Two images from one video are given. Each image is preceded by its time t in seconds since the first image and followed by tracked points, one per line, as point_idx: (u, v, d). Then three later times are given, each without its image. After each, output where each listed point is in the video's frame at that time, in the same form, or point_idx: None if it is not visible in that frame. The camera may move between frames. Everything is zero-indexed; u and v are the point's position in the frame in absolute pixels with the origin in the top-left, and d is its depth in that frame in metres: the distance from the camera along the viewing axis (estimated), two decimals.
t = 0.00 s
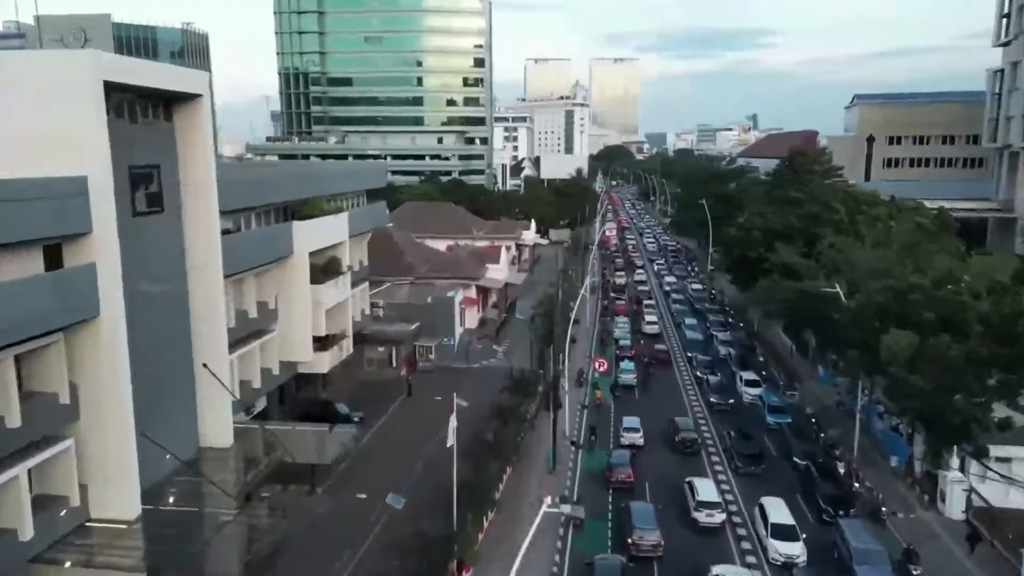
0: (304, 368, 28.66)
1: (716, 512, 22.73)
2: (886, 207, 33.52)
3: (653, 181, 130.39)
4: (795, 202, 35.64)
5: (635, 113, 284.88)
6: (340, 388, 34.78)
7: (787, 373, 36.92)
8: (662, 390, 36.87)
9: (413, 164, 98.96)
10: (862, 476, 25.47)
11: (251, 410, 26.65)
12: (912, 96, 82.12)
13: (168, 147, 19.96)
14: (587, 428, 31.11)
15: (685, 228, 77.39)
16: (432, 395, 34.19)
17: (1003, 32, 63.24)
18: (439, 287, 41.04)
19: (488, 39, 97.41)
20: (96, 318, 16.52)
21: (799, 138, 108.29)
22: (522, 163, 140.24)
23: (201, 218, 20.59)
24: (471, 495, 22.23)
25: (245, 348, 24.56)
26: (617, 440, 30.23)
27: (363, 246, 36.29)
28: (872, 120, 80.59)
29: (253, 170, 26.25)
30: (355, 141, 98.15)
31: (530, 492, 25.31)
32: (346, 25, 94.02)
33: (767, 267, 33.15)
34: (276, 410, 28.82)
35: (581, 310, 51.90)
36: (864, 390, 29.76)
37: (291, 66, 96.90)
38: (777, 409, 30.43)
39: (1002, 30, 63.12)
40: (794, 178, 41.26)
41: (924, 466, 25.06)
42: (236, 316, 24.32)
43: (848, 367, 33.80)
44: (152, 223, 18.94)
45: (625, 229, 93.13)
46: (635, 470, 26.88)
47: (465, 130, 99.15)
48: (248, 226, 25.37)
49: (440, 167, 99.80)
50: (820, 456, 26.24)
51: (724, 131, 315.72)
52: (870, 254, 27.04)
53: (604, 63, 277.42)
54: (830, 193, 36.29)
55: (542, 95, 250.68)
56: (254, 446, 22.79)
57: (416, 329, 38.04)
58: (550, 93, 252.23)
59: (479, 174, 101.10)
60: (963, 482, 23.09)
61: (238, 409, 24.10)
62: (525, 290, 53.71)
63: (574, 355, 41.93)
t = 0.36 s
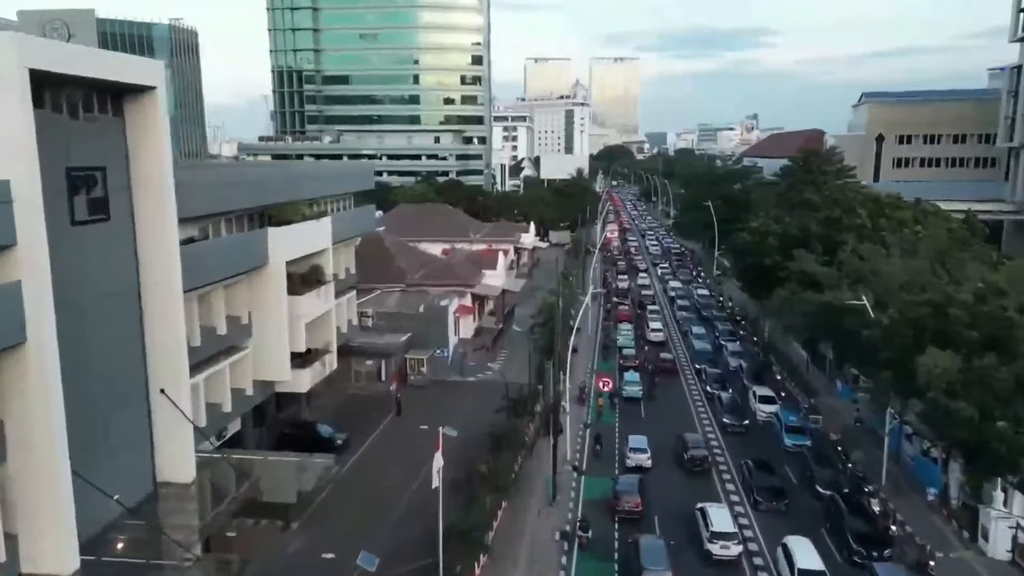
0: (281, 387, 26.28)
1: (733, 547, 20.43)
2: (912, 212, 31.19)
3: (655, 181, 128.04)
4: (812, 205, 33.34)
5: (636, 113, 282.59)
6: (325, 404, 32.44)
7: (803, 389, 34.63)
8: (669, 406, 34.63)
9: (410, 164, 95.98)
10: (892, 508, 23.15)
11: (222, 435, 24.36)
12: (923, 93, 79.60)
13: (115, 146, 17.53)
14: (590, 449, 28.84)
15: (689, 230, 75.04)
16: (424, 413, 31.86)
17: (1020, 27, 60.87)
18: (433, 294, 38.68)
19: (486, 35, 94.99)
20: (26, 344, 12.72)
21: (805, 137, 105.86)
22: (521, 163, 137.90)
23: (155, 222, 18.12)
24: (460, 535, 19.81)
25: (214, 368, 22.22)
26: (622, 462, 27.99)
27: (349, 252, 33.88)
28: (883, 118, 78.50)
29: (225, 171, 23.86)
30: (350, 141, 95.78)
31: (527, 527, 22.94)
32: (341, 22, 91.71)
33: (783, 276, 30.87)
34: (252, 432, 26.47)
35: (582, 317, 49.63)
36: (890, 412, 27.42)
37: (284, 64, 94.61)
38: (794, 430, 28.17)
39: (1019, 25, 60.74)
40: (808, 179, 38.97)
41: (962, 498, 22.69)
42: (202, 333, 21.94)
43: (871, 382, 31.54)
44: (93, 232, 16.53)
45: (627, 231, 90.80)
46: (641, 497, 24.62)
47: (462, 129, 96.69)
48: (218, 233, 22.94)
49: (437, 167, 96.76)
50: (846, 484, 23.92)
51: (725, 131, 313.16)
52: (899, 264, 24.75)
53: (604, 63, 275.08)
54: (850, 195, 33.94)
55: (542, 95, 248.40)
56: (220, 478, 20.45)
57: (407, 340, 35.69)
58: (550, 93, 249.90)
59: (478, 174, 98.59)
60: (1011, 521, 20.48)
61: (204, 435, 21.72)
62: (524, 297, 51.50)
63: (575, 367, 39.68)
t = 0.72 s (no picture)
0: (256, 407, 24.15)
1: None
2: (937, 216, 29.08)
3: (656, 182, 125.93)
4: (829, 208, 31.27)
5: (637, 113, 280.29)
6: (308, 422, 30.36)
7: (817, 403, 32.59)
8: (675, 421, 32.52)
9: (406, 163, 93.76)
10: (924, 542, 21.04)
11: (189, 461, 22.29)
12: (933, 91, 77.50)
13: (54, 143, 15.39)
14: (592, 472, 26.80)
15: (692, 232, 72.92)
16: (415, 431, 29.80)
17: None
18: (425, 302, 36.59)
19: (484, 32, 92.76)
20: None
21: (810, 136, 103.65)
22: (521, 163, 135.66)
23: (99, 221, 15.90)
24: None
25: (178, 390, 20.16)
26: (627, 484, 25.91)
27: (335, 258, 31.78)
28: (892, 116, 76.49)
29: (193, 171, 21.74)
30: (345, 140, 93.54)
31: (521, 565, 20.83)
32: (335, 18, 89.60)
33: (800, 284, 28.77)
34: (225, 456, 24.40)
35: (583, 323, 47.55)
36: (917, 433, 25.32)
37: (277, 61, 92.53)
38: (813, 451, 26.08)
39: None
40: (822, 181, 36.90)
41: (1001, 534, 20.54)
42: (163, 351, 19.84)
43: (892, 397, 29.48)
44: (25, 242, 14.40)
45: (629, 232, 88.74)
46: (649, 524, 22.54)
47: (460, 128, 94.50)
48: (182, 240, 20.82)
49: (433, 167, 94.74)
50: (873, 515, 21.83)
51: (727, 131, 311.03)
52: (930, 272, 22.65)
53: (605, 62, 272.63)
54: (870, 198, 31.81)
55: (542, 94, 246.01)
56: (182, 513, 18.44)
57: (397, 351, 33.63)
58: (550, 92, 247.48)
59: (476, 174, 96.58)
60: None
61: (166, 465, 19.68)
62: (522, 304, 49.41)
63: (575, 378, 37.58)
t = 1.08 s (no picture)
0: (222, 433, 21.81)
1: None
2: (969, 223, 26.76)
3: (657, 182, 123.73)
4: (850, 212, 29.00)
5: (638, 112, 277.97)
6: (285, 443, 28.08)
7: (836, 423, 30.40)
8: (683, 440, 30.33)
9: (401, 163, 90.15)
10: None
11: (145, 496, 20.34)
12: (947, 88, 75.02)
13: None
14: (595, 502, 24.53)
15: (696, 235, 70.63)
16: (401, 453, 27.51)
17: None
18: (414, 312, 34.25)
19: (482, 28, 90.40)
20: None
21: (816, 135, 101.24)
22: (520, 163, 133.36)
23: (18, 221, 12.07)
24: None
25: (126, 420, 17.91)
26: (632, 513, 23.67)
27: (316, 267, 29.45)
28: (903, 115, 74.10)
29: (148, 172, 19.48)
30: (338, 140, 90.97)
31: None
32: (328, 14, 87.34)
33: (820, 295, 26.51)
34: (188, 487, 22.15)
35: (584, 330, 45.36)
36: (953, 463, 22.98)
37: (269, 58, 90.41)
38: (836, 480, 23.86)
39: None
40: (840, 182, 34.54)
41: None
42: (111, 379, 17.59)
43: (919, 417, 27.25)
44: None
45: (631, 234, 86.41)
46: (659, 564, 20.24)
47: (457, 127, 92.04)
48: (131, 251, 18.55)
49: (430, 167, 90.97)
50: (908, 557, 19.56)
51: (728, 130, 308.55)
52: (970, 286, 20.35)
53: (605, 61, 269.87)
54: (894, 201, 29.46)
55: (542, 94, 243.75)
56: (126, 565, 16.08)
57: (383, 366, 31.32)
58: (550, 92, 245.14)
59: (474, 175, 93.33)
60: None
61: (110, 507, 17.42)
62: (520, 312, 47.17)
63: (575, 392, 35.37)
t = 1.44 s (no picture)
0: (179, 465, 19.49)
1: None
2: (1006, 229, 24.44)
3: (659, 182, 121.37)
4: (874, 218, 26.73)
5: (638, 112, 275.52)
6: (258, 468, 25.79)
7: (858, 444, 28.08)
8: (690, 461, 28.10)
9: (397, 163, 87.21)
10: None
11: (87, 540, 17.95)
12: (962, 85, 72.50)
13: None
14: (597, 537, 22.24)
15: (700, 237, 68.27)
16: (385, 480, 25.20)
17: None
18: (402, 323, 31.89)
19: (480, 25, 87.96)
20: None
21: (822, 134, 98.71)
22: (520, 162, 130.95)
23: None
24: None
25: (59, 458, 15.63)
26: (638, 549, 21.41)
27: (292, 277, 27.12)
28: (915, 113, 71.89)
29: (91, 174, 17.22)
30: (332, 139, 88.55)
31: None
32: (322, 10, 85.11)
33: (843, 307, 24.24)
34: (142, 524, 19.86)
35: (584, 338, 43.16)
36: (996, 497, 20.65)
37: (261, 55, 88.17)
38: (864, 514, 21.58)
39: None
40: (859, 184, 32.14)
41: None
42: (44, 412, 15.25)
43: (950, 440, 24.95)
44: None
45: (632, 236, 84.05)
46: None
47: (454, 126, 89.44)
48: (65, 264, 16.29)
49: (426, 167, 87.69)
50: None
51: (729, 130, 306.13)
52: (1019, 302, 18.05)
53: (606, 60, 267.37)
54: (921, 205, 27.14)
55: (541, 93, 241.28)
56: None
57: (368, 382, 28.99)
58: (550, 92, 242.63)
59: (471, 175, 90.30)
60: None
61: (38, 559, 15.12)
62: (517, 320, 44.85)
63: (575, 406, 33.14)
